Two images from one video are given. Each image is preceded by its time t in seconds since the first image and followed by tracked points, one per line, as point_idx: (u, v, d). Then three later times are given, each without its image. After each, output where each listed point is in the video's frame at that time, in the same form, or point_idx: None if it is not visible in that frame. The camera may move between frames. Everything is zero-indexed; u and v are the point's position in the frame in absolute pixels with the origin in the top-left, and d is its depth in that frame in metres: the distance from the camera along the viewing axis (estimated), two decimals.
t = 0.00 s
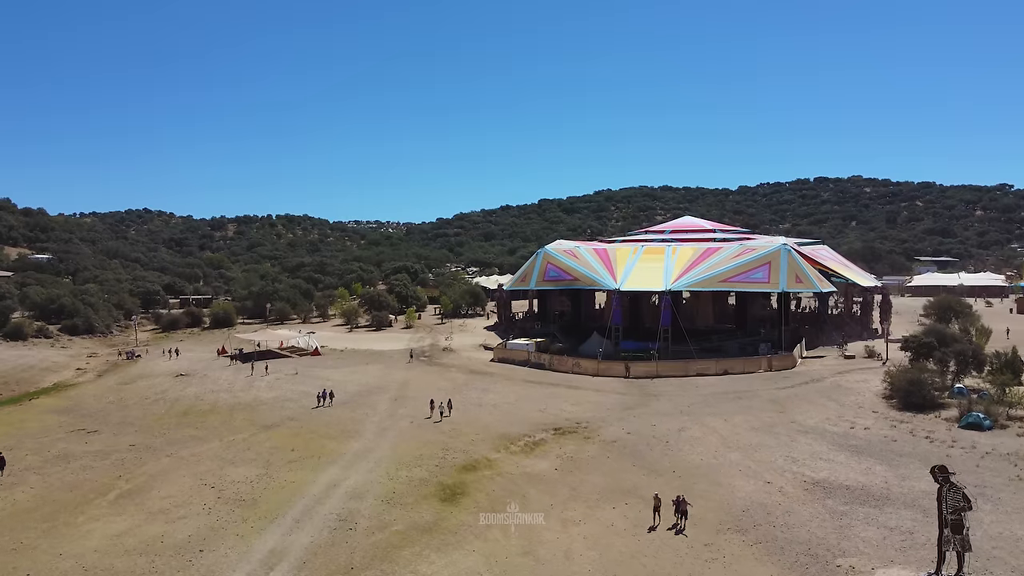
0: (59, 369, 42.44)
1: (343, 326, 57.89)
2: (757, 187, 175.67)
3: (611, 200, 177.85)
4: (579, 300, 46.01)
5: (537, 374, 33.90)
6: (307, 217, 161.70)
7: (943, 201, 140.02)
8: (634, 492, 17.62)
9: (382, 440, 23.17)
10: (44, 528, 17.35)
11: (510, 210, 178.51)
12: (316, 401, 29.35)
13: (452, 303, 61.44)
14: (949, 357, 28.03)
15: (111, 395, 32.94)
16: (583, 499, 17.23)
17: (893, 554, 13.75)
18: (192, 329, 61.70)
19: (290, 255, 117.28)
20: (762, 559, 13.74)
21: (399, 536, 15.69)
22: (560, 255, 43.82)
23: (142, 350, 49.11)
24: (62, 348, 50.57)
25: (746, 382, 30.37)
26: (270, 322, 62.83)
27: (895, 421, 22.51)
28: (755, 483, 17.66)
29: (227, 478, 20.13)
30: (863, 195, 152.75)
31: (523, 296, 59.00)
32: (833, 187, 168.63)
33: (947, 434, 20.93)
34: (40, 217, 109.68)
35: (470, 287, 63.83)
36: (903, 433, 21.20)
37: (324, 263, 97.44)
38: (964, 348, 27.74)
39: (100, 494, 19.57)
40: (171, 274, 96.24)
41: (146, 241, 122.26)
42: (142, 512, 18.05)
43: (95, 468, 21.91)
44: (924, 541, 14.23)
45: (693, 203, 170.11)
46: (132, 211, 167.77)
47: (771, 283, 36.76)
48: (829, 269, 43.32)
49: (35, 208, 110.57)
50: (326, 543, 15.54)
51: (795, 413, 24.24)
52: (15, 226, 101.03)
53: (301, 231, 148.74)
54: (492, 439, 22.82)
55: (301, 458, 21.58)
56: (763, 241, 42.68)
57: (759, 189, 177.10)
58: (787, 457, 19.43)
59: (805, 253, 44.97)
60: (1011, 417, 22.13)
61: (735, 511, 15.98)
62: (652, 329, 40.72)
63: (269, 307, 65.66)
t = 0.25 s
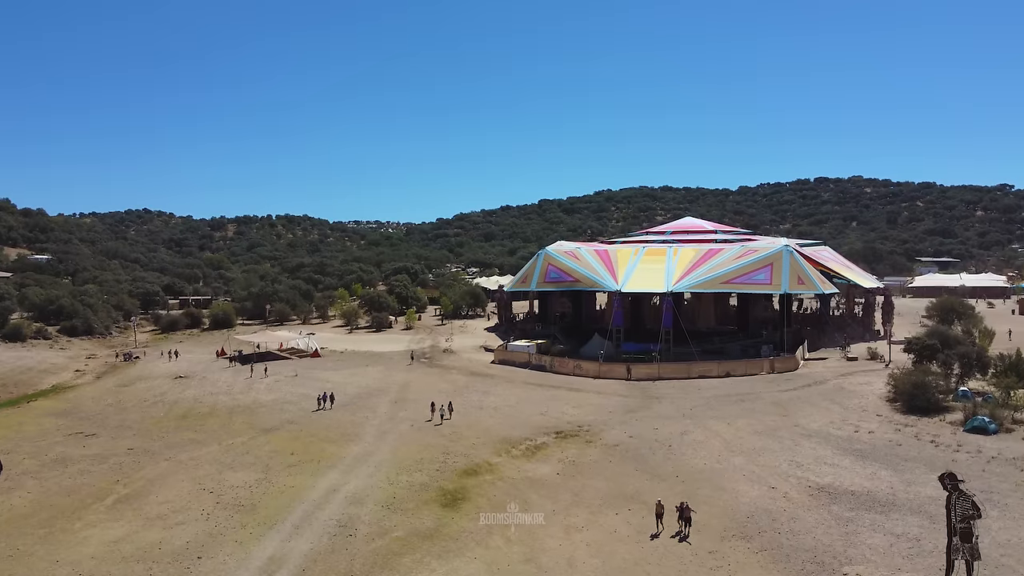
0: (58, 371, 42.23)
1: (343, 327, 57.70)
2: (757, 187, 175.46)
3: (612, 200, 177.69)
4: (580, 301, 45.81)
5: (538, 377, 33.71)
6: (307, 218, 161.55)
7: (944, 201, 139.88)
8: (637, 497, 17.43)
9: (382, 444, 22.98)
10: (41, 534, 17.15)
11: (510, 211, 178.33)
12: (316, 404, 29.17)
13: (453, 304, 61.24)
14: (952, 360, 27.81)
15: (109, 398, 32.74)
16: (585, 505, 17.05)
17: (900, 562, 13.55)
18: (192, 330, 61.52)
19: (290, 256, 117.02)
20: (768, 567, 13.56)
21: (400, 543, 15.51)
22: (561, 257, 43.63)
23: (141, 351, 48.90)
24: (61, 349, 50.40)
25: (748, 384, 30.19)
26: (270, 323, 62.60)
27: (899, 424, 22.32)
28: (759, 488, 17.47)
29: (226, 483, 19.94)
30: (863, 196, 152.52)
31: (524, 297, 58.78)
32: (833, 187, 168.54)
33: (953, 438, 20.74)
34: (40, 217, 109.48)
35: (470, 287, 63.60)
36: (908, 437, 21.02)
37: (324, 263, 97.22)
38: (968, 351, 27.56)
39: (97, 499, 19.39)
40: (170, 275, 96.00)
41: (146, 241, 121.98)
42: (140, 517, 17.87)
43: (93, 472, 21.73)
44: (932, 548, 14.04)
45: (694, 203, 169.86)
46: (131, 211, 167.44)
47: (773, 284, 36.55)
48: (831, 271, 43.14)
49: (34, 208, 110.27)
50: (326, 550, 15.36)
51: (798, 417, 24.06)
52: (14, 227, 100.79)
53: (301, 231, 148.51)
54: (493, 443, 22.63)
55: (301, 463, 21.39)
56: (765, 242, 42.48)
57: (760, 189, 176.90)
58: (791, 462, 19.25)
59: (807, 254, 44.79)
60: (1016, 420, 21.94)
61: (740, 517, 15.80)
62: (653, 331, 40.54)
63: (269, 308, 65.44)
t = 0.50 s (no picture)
0: (56, 373, 42.01)
1: (343, 328, 57.51)
2: (757, 187, 175.38)
3: (611, 200, 177.60)
4: (580, 302, 45.63)
5: (538, 379, 33.52)
6: (307, 218, 161.38)
7: (944, 201, 139.83)
8: (640, 503, 17.24)
9: (382, 448, 22.78)
10: (37, 540, 16.96)
11: (510, 211, 178.19)
12: (315, 407, 28.97)
13: (452, 305, 61.02)
14: (956, 363, 27.65)
15: (108, 400, 32.54)
16: (588, 511, 16.86)
17: (907, 570, 13.34)
18: (190, 331, 61.30)
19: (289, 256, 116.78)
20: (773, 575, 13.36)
21: (400, 550, 15.31)
22: (561, 258, 43.45)
23: (140, 353, 48.71)
24: (59, 351, 50.19)
25: (750, 387, 29.99)
26: (269, 324, 62.38)
27: (903, 428, 22.15)
28: (763, 494, 17.29)
29: (224, 488, 19.74)
30: (863, 196, 152.35)
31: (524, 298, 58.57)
32: (833, 188, 168.49)
33: (957, 442, 20.57)
34: (39, 218, 109.26)
35: (470, 288, 63.38)
36: (912, 442, 20.84)
37: (323, 264, 96.99)
38: (972, 354, 27.41)
39: (94, 504, 19.18)
40: (169, 275, 95.75)
41: (145, 242, 121.70)
42: (137, 523, 17.67)
43: (90, 477, 21.52)
44: (939, 556, 13.83)
45: (694, 204, 169.68)
46: (131, 211, 167.15)
47: (774, 286, 36.36)
48: (833, 272, 42.98)
49: (33, 209, 110.02)
50: (325, 558, 15.16)
51: (801, 420, 23.87)
52: (13, 227, 100.52)
53: (300, 232, 148.31)
54: (494, 447, 22.44)
55: (300, 467, 21.19)
56: (767, 243, 42.30)
57: (759, 189, 176.84)
58: (795, 467, 19.07)
59: (808, 256, 44.63)
60: (1021, 424, 21.77)
61: (744, 524, 15.61)
62: (654, 332, 40.35)
63: (268, 309, 65.20)
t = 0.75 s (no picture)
0: (53, 375, 41.74)
1: (341, 330, 57.29)
2: (757, 188, 175.36)
3: (611, 201, 177.51)
4: (580, 304, 45.42)
5: (538, 382, 33.32)
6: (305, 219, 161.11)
7: (943, 202, 139.90)
8: (642, 509, 17.05)
9: (381, 452, 22.59)
10: (32, 547, 16.74)
11: (509, 211, 178.05)
12: (314, 410, 28.77)
13: (451, 307, 60.83)
14: (958, 366, 27.52)
15: (104, 403, 32.29)
16: (589, 518, 16.67)
17: None
18: (188, 333, 61.04)
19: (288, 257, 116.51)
20: None
21: (399, 557, 15.12)
22: (561, 259, 43.27)
23: (137, 355, 48.46)
24: (56, 352, 49.92)
25: (751, 389, 29.81)
26: (267, 326, 62.11)
27: (907, 432, 21.98)
28: (766, 500, 17.12)
29: (222, 493, 19.53)
30: (863, 197, 152.32)
31: (524, 299, 58.38)
32: (832, 188, 168.49)
33: (961, 446, 20.42)
34: (37, 218, 108.89)
35: (469, 289, 63.19)
36: (916, 446, 20.68)
37: (322, 264, 96.74)
38: (974, 357, 27.28)
39: (90, 510, 18.97)
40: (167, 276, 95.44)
41: (143, 242, 121.33)
42: (133, 530, 17.45)
43: (86, 482, 21.30)
44: (945, 564, 13.65)
45: (693, 204, 169.53)
46: (129, 211, 166.73)
47: (775, 287, 36.19)
48: (833, 273, 42.84)
49: (31, 209, 109.67)
50: (324, 565, 14.97)
51: (803, 424, 23.71)
52: (10, 228, 100.11)
53: (299, 232, 148.06)
54: (494, 451, 22.24)
55: (298, 472, 20.99)
56: (767, 245, 42.14)
57: (759, 189, 176.79)
58: (798, 472, 18.90)
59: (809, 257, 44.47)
60: None
61: (747, 530, 15.43)
62: (654, 334, 40.15)
63: (266, 310, 64.95)
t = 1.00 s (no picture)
0: (50, 377, 41.50)
1: (340, 331, 57.09)
2: (756, 188, 175.32)
3: (610, 201, 177.36)
4: (580, 305, 45.23)
5: (538, 384, 33.13)
6: (304, 219, 160.81)
7: (942, 202, 139.94)
8: (644, 515, 16.85)
9: (380, 456, 22.39)
10: (27, 553, 16.51)
11: (508, 212, 177.84)
12: (313, 413, 28.54)
13: (451, 308, 60.63)
14: (961, 368, 27.33)
15: (102, 406, 32.07)
16: (591, 524, 16.48)
17: None
18: (186, 334, 60.75)
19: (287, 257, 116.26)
20: None
21: (399, 564, 14.92)
22: (561, 261, 43.11)
23: (135, 356, 48.22)
24: (54, 354, 49.63)
25: (752, 392, 29.65)
26: (266, 327, 61.89)
27: (910, 436, 21.83)
28: (769, 505, 16.96)
29: (219, 498, 19.32)
30: (862, 197, 152.32)
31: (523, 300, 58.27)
32: (831, 188, 168.42)
33: (965, 450, 20.27)
34: (35, 219, 108.52)
35: (469, 290, 63.04)
36: (919, 450, 20.52)
37: (321, 265, 96.52)
38: (976, 359, 27.17)
39: (86, 516, 18.76)
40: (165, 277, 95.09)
41: (141, 243, 120.96)
42: (130, 536, 17.24)
43: (82, 487, 21.09)
44: (951, 571, 13.49)
45: (692, 205, 169.45)
46: (127, 212, 166.40)
47: (776, 289, 36.05)
48: (834, 274, 42.69)
49: (29, 209, 109.38)
50: (322, 572, 14.76)
51: (805, 427, 23.55)
52: (8, 228, 99.69)
53: (298, 232, 147.78)
54: (494, 455, 22.05)
55: (296, 476, 20.80)
56: (768, 246, 42.00)
57: (758, 190, 176.69)
58: (801, 476, 18.76)
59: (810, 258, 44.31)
60: None
61: (751, 537, 15.27)
62: (654, 336, 39.97)
63: (265, 312, 64.73)
